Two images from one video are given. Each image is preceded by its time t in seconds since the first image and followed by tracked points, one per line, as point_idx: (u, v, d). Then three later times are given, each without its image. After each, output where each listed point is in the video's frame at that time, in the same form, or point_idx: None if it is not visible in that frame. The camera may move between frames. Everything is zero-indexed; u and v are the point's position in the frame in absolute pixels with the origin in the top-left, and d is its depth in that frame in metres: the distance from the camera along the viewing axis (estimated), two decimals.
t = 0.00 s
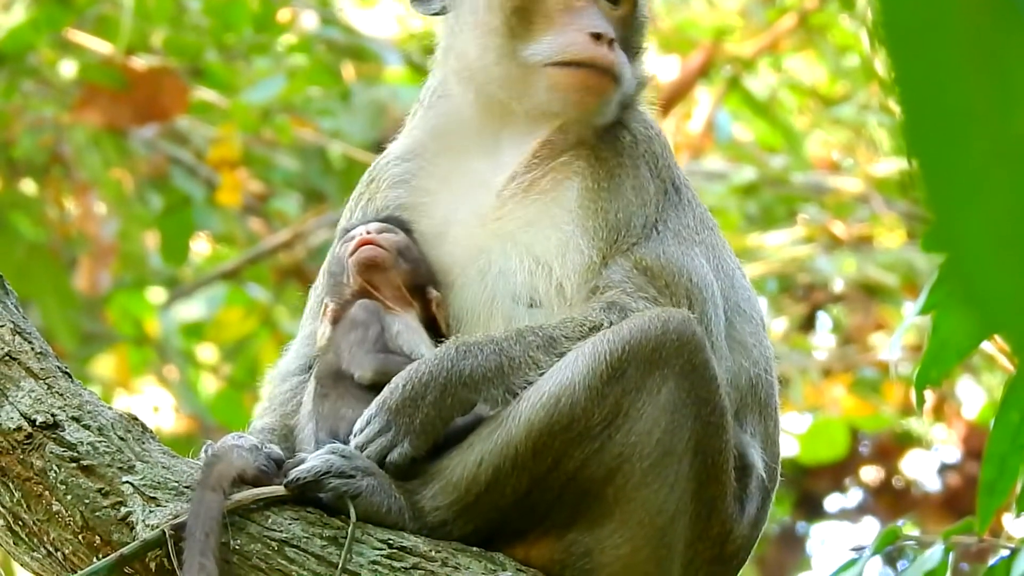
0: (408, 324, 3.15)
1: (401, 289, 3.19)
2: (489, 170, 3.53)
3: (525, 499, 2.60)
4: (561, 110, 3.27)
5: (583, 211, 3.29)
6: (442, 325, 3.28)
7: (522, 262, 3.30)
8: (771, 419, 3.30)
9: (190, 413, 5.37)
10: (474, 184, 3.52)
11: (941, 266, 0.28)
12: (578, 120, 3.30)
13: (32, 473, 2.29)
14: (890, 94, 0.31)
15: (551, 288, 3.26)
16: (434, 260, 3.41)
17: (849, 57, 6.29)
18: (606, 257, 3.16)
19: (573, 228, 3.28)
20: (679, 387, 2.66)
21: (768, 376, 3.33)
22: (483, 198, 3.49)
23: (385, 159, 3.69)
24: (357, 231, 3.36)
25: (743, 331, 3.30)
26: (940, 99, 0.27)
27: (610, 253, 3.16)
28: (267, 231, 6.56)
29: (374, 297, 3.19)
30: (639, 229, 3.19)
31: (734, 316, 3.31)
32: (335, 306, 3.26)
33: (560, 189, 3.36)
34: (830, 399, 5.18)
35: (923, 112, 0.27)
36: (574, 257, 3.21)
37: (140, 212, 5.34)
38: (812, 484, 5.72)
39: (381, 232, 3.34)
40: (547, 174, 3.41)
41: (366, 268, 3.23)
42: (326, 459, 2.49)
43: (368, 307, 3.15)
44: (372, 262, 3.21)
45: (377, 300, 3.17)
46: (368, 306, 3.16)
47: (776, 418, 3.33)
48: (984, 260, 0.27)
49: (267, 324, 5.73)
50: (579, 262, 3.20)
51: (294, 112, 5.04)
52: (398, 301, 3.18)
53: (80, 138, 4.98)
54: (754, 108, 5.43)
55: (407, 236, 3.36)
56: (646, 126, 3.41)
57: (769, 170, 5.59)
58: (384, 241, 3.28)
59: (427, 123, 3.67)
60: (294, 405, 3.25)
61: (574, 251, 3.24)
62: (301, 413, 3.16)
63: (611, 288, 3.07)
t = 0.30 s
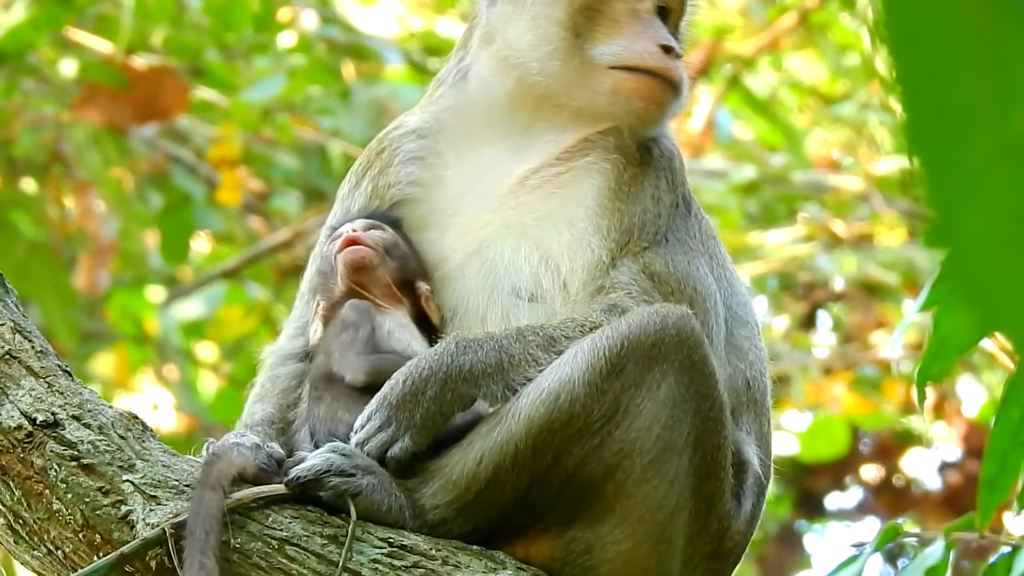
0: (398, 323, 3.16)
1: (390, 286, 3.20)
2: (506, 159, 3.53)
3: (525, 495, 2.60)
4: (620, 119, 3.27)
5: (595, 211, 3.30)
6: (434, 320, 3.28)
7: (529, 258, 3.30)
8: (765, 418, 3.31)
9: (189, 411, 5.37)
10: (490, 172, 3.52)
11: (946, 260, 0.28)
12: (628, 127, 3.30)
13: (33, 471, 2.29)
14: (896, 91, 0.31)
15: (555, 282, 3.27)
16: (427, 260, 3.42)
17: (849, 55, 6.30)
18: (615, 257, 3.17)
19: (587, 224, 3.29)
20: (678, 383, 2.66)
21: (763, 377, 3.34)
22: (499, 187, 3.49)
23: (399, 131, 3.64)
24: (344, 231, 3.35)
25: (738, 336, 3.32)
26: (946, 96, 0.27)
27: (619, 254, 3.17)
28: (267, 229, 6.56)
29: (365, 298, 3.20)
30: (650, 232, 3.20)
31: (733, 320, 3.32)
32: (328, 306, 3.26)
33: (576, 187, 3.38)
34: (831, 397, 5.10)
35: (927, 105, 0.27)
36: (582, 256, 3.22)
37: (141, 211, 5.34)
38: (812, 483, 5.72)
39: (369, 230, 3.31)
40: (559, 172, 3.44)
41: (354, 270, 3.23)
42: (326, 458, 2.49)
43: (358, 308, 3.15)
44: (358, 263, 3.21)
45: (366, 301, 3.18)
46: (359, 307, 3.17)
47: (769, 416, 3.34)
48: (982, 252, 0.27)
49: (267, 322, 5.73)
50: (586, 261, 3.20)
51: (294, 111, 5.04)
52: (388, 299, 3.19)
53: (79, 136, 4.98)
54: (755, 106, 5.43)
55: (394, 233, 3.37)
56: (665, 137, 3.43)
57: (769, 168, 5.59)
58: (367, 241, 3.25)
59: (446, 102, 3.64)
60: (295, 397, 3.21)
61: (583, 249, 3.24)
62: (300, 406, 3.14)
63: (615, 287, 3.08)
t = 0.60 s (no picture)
0: (392, 316, 3.11)
1: (383, 281, 3.16)
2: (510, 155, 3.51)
3: (526, 493, 2.60)
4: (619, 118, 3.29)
5: (602, 212, 3.31)
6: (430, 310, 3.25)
7: (533, 256, 3.30)
8: (766, 417, 3.31)
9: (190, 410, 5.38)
10: (494, 167, 3.50)
11: (946, 261, 0.28)
12: (628, 127, 3.31)
13: (34, 469, 2.29)
14: (897, 93, 0.31)
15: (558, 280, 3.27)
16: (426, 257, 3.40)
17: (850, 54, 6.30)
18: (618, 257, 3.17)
19: (594, 224, 3.30)
20: (679, 380, 2.66)
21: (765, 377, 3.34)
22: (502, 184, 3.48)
23: (404, 126, 3.65)
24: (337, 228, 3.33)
25: (741, 337, 3.32)
26: (950, 98, 0.27)
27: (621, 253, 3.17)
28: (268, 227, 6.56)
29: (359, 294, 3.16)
30: (656, 235, 3.22)
31: (735, 321, 3.32)
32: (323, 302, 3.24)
33: (581, 187, 3.39)
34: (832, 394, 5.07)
35: (925, 107, 0.27)
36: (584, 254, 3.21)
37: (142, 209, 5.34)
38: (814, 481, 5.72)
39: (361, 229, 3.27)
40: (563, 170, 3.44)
41: (346, 266, 3.20)
42: (327, 456, 2.49)
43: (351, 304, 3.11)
44: (350, 258, 3.19)
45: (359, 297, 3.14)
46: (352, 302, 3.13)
47: (770, 414, 3.34)
48: (984, 252, 0.27)
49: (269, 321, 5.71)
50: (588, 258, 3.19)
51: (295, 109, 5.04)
52: (382, 294, 3.16)
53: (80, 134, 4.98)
54: (755, 104, 5.44)
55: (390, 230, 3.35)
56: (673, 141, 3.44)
57: (770, 166, 5.59)
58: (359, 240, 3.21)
59: (452, 99, 3.64)
60: (297, 395, 3.20)
61: (589, 249, 3.26)
62: (302, 403, 3.14)
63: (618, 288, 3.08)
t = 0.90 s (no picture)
0: (397, 310, 3.16)
1: (385, 277, 3.23)
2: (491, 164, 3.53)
3: (526, 493, 2.60)
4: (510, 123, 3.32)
5: (596, 214, 3.27)
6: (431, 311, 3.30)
7: (531, 260, 3.31)
8: (773, 420, 3.30)
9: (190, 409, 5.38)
10: (484, 181, 3.52)
11: (947, 263, 0.28)
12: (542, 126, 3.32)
13: (34, 468, 2.29)
14: (897, 91, 0.31)
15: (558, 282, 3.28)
16: (429, 270, 3.43)
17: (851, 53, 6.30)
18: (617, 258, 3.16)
19: (586, 228, 3.27)
20: (679, 380, 2.66)
21: (770, 378, 3.34)
22: (491, 197, 3.49)
23: (394, 147, 3.70)
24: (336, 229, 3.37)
25: (746, 336, 3.30)
26: (951, 100, 0.27)
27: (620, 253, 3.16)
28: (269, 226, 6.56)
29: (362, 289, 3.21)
30: (650, 235, 3.17)
31: (739, 318, 3.29)
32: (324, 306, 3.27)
33: (575, 189, 3.36)
34: (832, 394, 5.07)
35: (924, 100, 0.27)
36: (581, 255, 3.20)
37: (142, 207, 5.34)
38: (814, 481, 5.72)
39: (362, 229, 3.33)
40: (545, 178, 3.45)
41: (348, 261, 3.25)
42: (327, 455, 2.49)
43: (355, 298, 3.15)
44: (350, 252, 3.24)
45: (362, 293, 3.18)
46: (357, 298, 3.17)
47: (777, 418, 3.33)
48: (985, 253, 0.27)
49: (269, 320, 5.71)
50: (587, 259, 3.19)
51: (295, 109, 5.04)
52: (385, 291, 3.21)
53: (80, 133, 4.98)
54: (756, 104, 5.45)
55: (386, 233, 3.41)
56: (659, 134, 3.40)
57: (770, 166, 5.59)
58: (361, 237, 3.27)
59: (437, 115, 3.67)
60: (297, 400, 3.23)
61: (583, 253, 3.24)
62: (302, 409, 3.17)
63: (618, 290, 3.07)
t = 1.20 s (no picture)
0: (399, 309, 3.16)
1: (389, 277, 3.22)
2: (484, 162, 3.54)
3: (529, 493, 2.61)
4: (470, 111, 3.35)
5: (595, 211, 3.25)
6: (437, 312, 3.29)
7: (533, 258, 3.29)
8: (777, 420, 3.29)
9: (191, 408, 5.38)
10: (482, 181, 3.53)
11: (950, 261, 0.29)
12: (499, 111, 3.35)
13: (37, 468, 2.29)
14: (898, 92, 0.32)
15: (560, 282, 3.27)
16: (435, 269, 3.44)
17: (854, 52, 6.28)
18: (618, 257, 3.16)
19: (587, 226, 3.25)
20: (682, 380, 2.66)
21: (775, 376, 3.33)
22: (490, 195, 3.50)
23: (394, 159, 3.72)
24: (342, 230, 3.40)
25: (750, 333, 3.30)
26: (953, 99, 0.28)
27: (622, 253, 3.15)
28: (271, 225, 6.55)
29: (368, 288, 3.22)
30: (650, 234, 3.15)
31: (741, 316, 3.29)
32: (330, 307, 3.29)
33: (574, 189, 3.33)
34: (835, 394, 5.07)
35: (924, 98, 0.27)
36: (583, 255, 3.20)
37: (144, 207, 5.34)
38: (816, 480, 5.71)
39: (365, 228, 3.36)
40: (541, 174, 3.43)
41: (354, 261, 3.28)
42: (330, 455, 2.48)
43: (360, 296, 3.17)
44: (356, 251, 3.27)
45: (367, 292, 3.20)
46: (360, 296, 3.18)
47: (782, 418, 3.32)
48: (986, 255, 0.28)
49: (271, 319, 5.71)
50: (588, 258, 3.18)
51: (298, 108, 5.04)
52: (388, 291, 3.21)
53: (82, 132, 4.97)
54: (758, 104, 5.44)
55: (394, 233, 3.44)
56: (650, 125, 3.38)
57: (772, 165, 5.59)
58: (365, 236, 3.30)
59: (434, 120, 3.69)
60: (300, 403, 3.23)
61: (584, 251, 3.21)
62: (306, 409, 3.17)
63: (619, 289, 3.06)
